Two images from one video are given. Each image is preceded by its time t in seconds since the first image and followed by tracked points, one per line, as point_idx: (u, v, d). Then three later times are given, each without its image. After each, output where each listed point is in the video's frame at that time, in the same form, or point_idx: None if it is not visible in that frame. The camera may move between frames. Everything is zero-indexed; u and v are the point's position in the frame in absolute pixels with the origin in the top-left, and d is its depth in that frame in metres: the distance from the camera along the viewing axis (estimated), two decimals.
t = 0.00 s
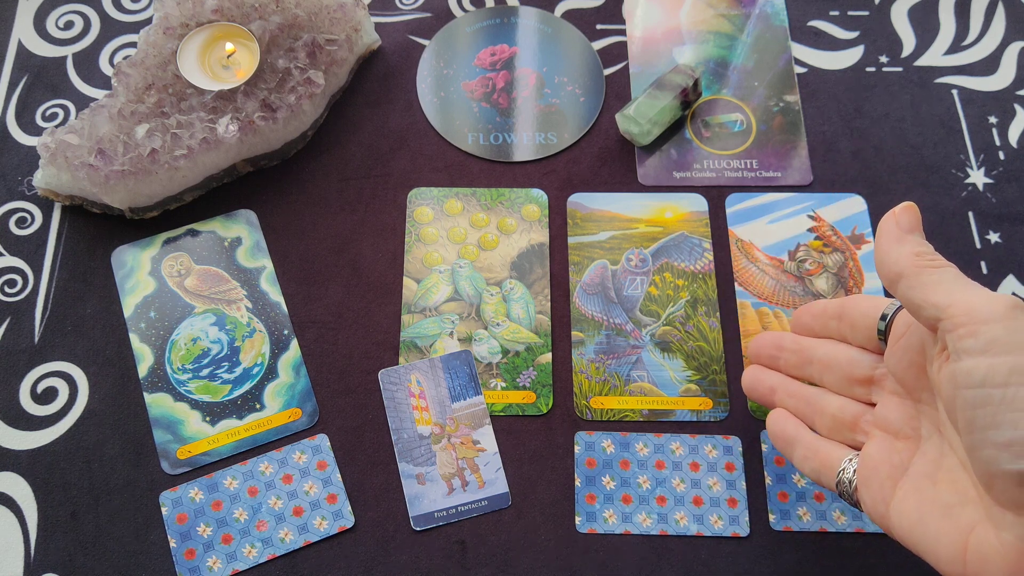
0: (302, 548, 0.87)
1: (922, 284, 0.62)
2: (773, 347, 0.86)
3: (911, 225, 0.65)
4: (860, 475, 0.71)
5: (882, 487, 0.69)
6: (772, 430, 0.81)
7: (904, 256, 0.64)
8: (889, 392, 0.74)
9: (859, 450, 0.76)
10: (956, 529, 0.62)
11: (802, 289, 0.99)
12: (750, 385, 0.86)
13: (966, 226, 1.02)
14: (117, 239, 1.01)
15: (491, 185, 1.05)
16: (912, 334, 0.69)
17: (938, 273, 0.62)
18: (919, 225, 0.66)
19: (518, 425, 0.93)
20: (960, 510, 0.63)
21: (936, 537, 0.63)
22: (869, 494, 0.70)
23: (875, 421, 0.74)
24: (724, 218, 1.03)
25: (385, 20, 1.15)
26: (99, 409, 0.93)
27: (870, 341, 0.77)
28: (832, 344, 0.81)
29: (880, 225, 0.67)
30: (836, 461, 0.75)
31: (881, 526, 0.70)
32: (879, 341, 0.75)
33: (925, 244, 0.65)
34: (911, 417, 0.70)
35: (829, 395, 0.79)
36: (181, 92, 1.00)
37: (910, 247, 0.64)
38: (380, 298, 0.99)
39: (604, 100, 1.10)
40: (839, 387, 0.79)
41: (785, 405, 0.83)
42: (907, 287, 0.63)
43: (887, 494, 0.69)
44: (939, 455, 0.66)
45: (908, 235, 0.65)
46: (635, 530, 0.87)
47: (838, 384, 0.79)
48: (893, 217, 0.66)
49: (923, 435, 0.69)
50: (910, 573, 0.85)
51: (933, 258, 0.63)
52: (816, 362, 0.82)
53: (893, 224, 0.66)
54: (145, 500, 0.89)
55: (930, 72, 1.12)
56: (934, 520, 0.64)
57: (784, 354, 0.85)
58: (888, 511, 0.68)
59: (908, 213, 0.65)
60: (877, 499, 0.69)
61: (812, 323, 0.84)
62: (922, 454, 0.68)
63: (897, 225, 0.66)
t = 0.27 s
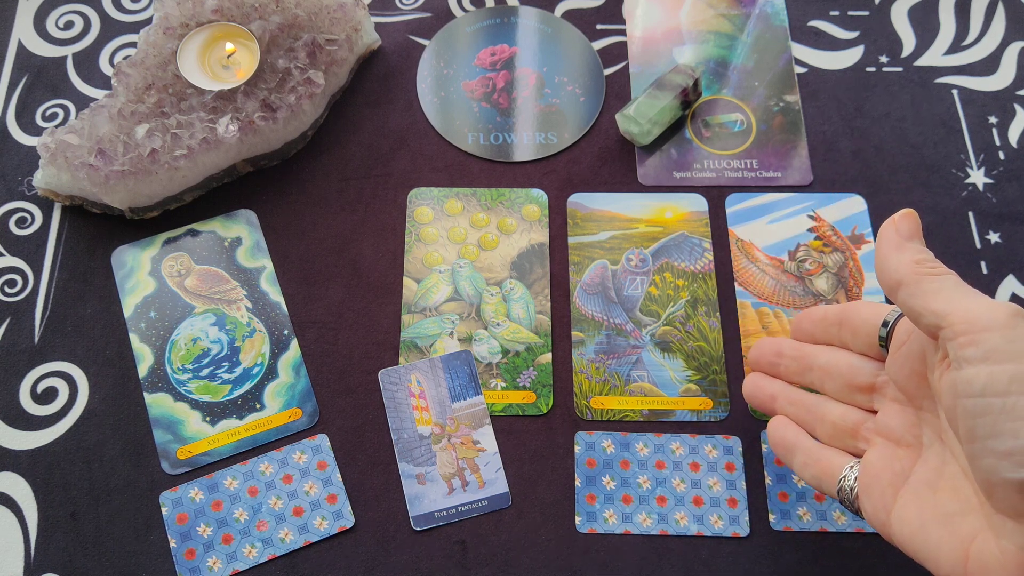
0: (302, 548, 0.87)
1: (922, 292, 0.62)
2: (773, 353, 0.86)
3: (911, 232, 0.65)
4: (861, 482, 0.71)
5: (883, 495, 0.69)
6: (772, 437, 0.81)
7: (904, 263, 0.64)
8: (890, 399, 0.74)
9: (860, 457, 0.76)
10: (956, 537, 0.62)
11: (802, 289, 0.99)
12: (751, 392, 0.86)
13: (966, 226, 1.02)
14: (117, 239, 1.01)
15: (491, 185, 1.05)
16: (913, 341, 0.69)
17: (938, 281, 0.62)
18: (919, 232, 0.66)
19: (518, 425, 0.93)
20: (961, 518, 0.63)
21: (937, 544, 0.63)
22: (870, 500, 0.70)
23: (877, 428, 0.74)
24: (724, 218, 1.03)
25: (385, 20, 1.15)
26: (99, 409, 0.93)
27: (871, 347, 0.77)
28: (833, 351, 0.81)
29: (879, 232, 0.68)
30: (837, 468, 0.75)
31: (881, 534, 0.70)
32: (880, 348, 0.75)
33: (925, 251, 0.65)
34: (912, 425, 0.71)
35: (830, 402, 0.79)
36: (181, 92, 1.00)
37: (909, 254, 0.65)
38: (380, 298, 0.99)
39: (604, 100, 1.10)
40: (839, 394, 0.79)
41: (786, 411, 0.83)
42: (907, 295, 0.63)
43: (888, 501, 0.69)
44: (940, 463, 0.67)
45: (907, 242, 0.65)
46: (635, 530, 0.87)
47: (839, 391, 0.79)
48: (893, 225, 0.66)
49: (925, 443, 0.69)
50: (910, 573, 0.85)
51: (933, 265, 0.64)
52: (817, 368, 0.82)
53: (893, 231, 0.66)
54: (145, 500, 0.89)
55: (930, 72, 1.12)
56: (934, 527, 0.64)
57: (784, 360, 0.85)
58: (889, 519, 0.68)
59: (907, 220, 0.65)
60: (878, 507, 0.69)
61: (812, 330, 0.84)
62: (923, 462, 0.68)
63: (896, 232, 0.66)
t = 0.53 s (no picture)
0: (302, 548, 0.87)
1: (933, 288, 0.62)
2: (779, 350, 0.85)
3: (921, 228, 0.65)
4: (868, 482, 0.71)
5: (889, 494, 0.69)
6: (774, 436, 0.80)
7: (915, 259, 0.64)
8: (898, 397, 0.74)
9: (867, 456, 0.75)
10: (962, 537, 0.62)
11: (802, 289, 0.99)
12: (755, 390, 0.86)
13: (966, 226, 1.02)
14: (117, 239, 1.01)
15: (491, 185, 1.05)
16: (922, 339, 0.69)
17: (949, 277, 0.62)
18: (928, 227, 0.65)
19: (518, 425, 0.93)
20: (968, 518, 0.63)
21: (944, 544, 0.64)
22: (877, 500, 0.70)
23: (883, 426, 0.74)
24: (724, 218, 1.03)
25: (385, 20, 1.15)
26: (99, 409, 0.93)
27: (878, 344, 0.76)
28: (839, 348, 0.81)
29: (888, 227, 0.67)
30: (843, 467, 0.75)
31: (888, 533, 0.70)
32: (887, 345, 0.75)
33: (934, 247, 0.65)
34: (919, 423, 0.70)
35: (837, 400, 0.79)
36: (180, 92, 1.00)
37: (920, 250, 0.64)
38: (380, 298, 0.99)
39: (604, 100, 1.10)
40: (847, 392, 0.79)
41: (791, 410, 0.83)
42: (917, 291, 0.63)
43: (895, 500, 0.69)
44: (948, 463, 0.66)
45: (917, 237, 0.65)
46: (635, 530, 0.87)
47: (846, 389, 0.79)
48: (903, 219, 0.66)
49: (932, 440, 0.69)
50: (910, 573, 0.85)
51: (943, 261, 0.63)
52: (824, 365, 0.82)
53: (902, 226, 0.66)
54: (145, 500, 0.89)
55: (930, 72, 1.12)
56: (941, 527, 0.64)
57: (790, 357, 0.84)
58: (895, 518, 0.68)
59: (916, 215, 0.65)
60: (885, 506, 0.69)
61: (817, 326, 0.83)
62: (931, 461, 0.68)
63: (906, 227, 0.65)
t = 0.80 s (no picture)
0: (302, 548, 0.87)
1: (945, 298, 0.59)
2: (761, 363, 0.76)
3: (928, 231, 0.62)
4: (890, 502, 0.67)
5: (917, 511, 0.65)
6: (774, 469, 0.77)
7: (925, 267, 0.61)
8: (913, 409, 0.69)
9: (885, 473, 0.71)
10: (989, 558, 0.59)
11: (802, 289, 0.99)
12: (745, 412, 0.78)
13: (966, 225, 1.02)
14: (117, 239, 1.01)
15: (491, 185, 1.05)
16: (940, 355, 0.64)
17: (961, 286, 0.59)
18: (935, 230, 0.62)
19: (518, 425, 0.93)
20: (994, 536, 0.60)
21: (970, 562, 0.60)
22: (901, 521, 0.66)
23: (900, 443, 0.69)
24: (724, 218, 1.03)
25: (385, 20, 1.15)
26: (99, 409, 0.93)
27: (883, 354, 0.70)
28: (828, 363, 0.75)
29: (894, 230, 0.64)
30: (864, 488, 0.71)
31: (916, 554, 0.67)
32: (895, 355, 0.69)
33: (944, 252, 0.62)
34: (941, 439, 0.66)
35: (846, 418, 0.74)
36: (180, 92, 1.00)
37: (929, 257, 0.61)
38: (380, 298, 0.99)
39: (604, 100, 1.10)
40: (856, 410, 0.73)
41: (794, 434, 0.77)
42: (930, 301, 0.60)
43: (920, 520, 0.65)
44: (972, 479, 0.62)
45: (924, 241, 0.62)
46: (636, 530, 0.87)
47: (858, 408, 0.73)
48: (910, 224, 0.62)
49: (955, 458, 0.64)
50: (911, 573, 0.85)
51: (955, 269, 0.60)
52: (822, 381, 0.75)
53: (908, 230, 0.62)
54: (145, 499, 0.89)
55: (930, 72, 1.12)
56: (962, 545, 0.61)
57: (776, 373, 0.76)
58: (924, 538, 0.64)
59: (923, 218, 0.62)
60: (911, 526, 0.65)
61: (800, 329, 0.74)
62: (955, 479, 0.64)
63: (912, 230, 0.62)
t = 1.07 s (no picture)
0: (302, 548, 0.87)
1: (923, 325, 0.49)
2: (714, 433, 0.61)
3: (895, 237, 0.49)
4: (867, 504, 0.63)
5: (893, 473, 0.62)
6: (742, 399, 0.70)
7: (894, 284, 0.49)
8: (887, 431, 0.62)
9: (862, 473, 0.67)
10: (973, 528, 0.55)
11: (802, 289, 0.99)
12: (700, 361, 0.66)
13: (966, 225, 1.02)
14: (117, 239, 1.01)
15: (491, 185, 1.05)
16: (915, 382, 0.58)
17: (938, 309, 0.49)
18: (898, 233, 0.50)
19: (518, 425, 0.93)
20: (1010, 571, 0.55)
21: None
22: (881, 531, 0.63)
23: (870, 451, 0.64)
24: (724, 218, 1.03)
25: (385, 20, 1.15)
26: (99, 409, 0.93)
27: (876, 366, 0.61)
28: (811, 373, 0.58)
29: (847, 238, 0.51)
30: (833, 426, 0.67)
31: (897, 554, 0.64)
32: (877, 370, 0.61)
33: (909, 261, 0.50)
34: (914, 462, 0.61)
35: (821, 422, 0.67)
36: (180, 92, 1.00)
37: (897, 272, 0.49)
38: (380, 298, 0.99)
39: (604, 100, 1.10)
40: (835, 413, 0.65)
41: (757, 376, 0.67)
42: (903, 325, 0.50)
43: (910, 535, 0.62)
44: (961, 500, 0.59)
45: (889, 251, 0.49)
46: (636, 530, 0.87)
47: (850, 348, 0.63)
48: (871, 230, 0.49)
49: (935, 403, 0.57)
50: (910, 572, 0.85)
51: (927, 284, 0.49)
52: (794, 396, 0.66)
53: (868, 236, 0.50)
54: (145, 499, 0.89)
55: (930, 72, 1.12)
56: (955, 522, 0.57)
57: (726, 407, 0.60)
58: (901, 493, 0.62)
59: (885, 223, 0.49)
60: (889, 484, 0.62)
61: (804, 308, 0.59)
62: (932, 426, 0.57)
63: (876, 239, 0.49)
